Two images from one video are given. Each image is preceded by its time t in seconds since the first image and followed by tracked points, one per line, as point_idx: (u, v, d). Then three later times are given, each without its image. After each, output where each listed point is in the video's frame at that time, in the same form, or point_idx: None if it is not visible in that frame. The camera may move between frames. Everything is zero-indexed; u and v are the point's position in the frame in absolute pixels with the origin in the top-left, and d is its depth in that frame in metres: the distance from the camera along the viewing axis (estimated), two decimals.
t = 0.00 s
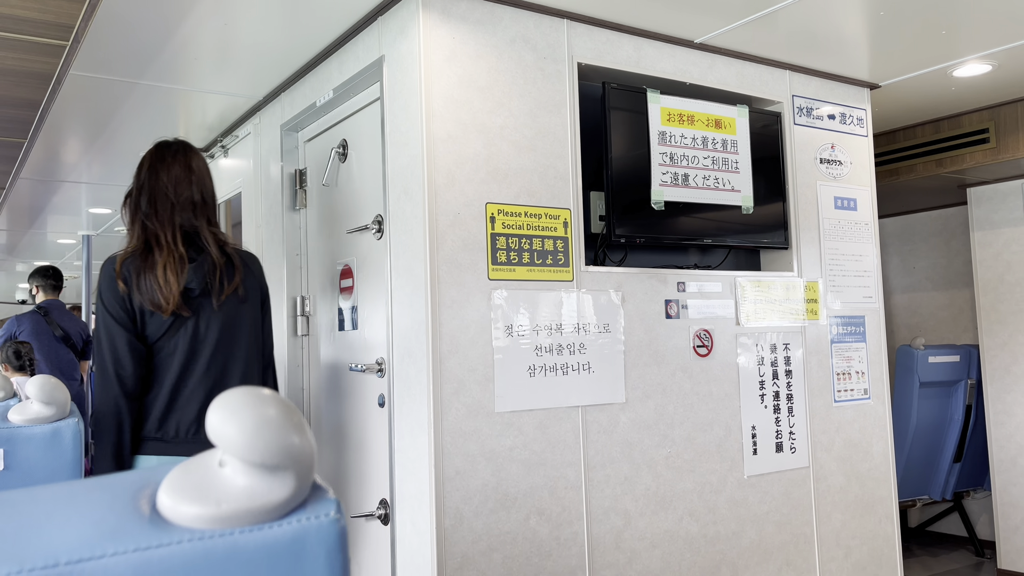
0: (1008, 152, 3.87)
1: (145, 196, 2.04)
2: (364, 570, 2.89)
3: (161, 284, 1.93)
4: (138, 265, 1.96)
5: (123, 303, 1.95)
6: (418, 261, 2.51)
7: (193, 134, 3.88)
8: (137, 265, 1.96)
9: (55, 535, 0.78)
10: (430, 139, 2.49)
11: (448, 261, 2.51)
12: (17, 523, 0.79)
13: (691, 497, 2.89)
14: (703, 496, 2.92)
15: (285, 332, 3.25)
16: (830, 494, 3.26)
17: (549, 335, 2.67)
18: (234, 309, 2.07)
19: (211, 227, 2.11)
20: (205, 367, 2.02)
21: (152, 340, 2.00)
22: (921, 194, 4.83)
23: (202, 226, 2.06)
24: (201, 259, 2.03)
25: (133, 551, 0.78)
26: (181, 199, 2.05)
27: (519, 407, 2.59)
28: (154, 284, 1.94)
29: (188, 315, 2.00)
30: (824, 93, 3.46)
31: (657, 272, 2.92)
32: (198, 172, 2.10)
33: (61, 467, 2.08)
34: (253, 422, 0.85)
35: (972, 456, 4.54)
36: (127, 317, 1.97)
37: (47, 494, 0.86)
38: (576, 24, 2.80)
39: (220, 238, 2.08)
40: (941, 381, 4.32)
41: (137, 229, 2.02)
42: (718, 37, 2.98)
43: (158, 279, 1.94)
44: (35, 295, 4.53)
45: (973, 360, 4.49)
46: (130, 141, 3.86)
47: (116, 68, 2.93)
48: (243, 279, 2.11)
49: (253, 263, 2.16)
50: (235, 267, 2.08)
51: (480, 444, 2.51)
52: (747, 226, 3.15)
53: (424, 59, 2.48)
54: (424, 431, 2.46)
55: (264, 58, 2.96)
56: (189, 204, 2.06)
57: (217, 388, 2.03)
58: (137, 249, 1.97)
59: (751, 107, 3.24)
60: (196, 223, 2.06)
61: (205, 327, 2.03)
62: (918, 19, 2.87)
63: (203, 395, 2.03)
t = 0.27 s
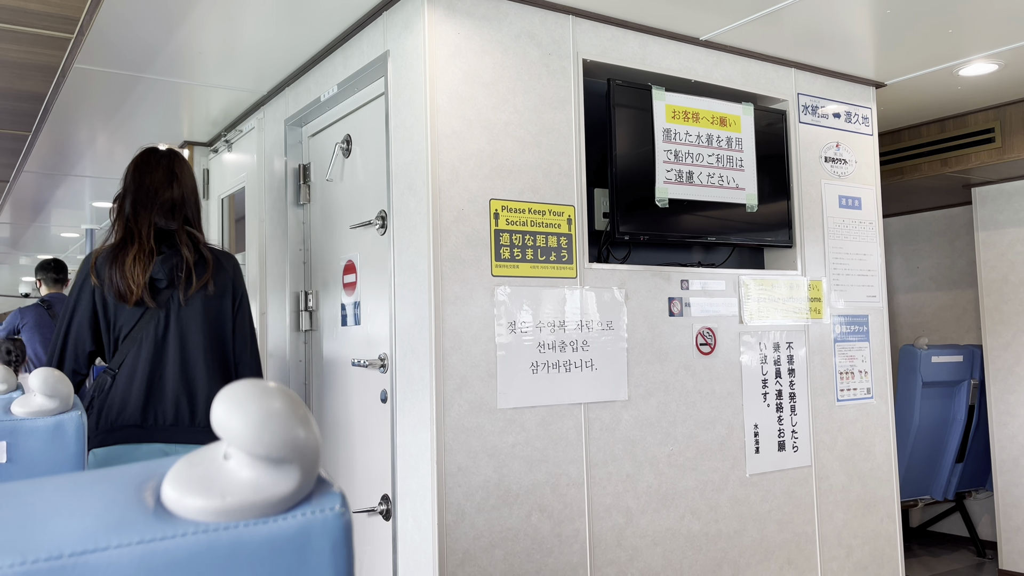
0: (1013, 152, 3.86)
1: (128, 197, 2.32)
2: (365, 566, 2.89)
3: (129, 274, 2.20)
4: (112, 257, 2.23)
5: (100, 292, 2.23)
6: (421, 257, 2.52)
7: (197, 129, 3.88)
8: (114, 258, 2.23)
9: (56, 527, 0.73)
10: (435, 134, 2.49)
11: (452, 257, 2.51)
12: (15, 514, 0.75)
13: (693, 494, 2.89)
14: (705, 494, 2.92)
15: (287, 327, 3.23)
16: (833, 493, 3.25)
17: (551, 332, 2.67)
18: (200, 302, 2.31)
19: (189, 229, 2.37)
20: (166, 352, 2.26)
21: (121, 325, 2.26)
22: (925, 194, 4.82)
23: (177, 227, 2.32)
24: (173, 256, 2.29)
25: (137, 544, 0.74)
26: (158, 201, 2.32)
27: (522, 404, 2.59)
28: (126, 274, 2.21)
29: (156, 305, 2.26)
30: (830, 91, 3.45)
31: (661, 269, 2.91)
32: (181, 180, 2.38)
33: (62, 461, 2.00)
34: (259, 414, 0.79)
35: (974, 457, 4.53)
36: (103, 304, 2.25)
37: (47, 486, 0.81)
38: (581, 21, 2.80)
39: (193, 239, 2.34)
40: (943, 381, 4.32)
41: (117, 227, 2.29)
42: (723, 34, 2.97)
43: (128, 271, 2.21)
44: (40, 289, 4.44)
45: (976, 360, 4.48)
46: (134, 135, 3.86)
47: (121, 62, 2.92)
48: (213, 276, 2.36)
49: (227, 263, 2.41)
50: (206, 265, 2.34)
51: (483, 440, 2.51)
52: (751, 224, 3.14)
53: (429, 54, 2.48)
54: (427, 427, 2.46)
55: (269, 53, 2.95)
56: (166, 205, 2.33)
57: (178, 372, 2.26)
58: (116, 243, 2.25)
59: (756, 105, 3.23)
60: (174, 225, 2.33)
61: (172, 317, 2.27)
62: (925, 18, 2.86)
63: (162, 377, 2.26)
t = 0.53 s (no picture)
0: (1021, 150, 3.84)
1: (136, 200, 2.32)
2: (368, 559, 2.90)
3: (137, 278, 2.24)
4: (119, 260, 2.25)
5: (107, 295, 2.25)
6: (426, 252, 2.52)
7: (203, 122, 3.88)
8: (121, 262, 2.25)
9: (53, 517, 0.74)
10: (440, 129, 2.50)
11: (456, 252, 2.52)
12: (12, 502, 0.75)
13: (696, 491, 2.89)
14: (708, 491, 2.91)
15: (291, 320, 3.26)
16: (836, 491, 3.25)
17: (555, 328, 2.67)
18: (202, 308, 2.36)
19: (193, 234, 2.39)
20: (169, 355, 2.31)
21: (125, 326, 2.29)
22: (933, 192, 4.80)
23: (183, 232, 2.34)
24: (178, 261, 2.32)
25: (134, 535, 0.75)
26: (165, 206, 2.34)
27: (525, 399, 2.60)
28: (133, 279, 2.25)
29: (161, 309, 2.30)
30: (837, 88, 3.44)
31: (666, 266, 2.90)
32: (186, 184, 2.39)
33: (65, 452, 1.96)
34: (257, 407, 0.79)
35: (979, 456, 4.51)
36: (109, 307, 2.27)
37: (45, 474, 0.82)
38: (588, 15, 2.79)
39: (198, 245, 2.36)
40: (949, 380, 4.31)
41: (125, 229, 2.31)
42: (731, 29, 2.96)
43: (135, 276, 2.24)
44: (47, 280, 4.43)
45: (982, 359, 4.46)
46: (140, 128, 3.86)
47: (127, 55, 2.92)
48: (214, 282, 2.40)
49: (228, 268, 2.45)
50: (209, 271, 2.37)
51: (486, 435, 2.51)
52: (757, 221, 3.13)
53: (435, 48, 2.49)
54: (430, 421, 2.46)
55: (275, 46, 2.95)
56: (173, 211, 2.35)
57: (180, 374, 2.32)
58: (124, 247, 2.27)
59: (763, 101, 3.21)
60: (179, 230, 2.34)
61: (175, 322, 2.32)
62: (933, 14, 2.84)
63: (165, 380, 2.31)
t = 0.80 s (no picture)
0: None
1: (160, 201, 2.42)
2: (378, 554, 2.91)
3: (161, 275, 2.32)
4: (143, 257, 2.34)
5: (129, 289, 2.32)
6: (437, 248, 2.53)
7: (216, 117, 3.89)
8: (144, 258, 2.34)
9: (67, 508, 0.72)
10: (452, 125, 2.50)
11: (468, 248, 2.53)
12: (27, 493, 0.74)
13: (706, 489, 2.88)
14: (718, 489, 2.91)
15: (303, 315, 3.26)
16: (848, 491, 3.23)
17: (566, 325, 2.67)
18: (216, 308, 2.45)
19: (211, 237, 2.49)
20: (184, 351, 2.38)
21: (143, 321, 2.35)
22: (947, 191, 4.76)
23: (203, 234, 2.45)
24: (197, 261, 2.42)
25: (145, 528, 0.72)
26: (188, 208, 2.44)
27: (535, 395, 2.60)
28: (155, 275, 2.33)
29: (178, 306, 2.37)
30: (852, 85, 3.41)
31: (678, 263, 2.89)
32: (206, 189, 2.50)
33: (78, 445, 1.95)
34: (269, 400, 0.77)
35: (992, 457, 4.48)
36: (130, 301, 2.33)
37: (56, 467, 0.80)
38: (601, 12, 2.78)
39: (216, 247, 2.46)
40: (962, 380, 4.28)
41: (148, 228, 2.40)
42: (745, 26, 2.94)
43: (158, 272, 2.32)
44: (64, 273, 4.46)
45: (995, 360, 4.43)
46: (153, 122, 3.88)
47: (141, 49, 2.93)
48: (229, 282, 2.49)
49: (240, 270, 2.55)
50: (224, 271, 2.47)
51: (496, 431, 2.52)
52: (770, 218, 3.11)
53: (448, 44, 2.49)
54: (440, 417, 2.47)
55: (288, 42, 2.96)
56: (195, 213, 2.45)
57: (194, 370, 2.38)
58: (147, 244, 2.36)
59: (777, 99, 3.19)
60: (198, 233, 2.45)
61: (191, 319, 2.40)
62: (950, 11, 2.82)
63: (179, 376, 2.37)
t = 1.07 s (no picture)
0: None
1: (174, 205, 2.49)
2: (394, 548, 2.93)
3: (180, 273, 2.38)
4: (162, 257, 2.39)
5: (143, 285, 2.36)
6: (455, 244, 2.53)
7: (236, 112, 3.92)
8: (162, 258, 2.39)
9: (89, 498, 0.76)
10: (471, 120, 2.51)
11: (485, 244, 2.53)
12: (48, 484, 0.78)
13: (723, 488, 2.87)
14: (735, 488, 2.89)
15: (321, 310, 3.27)
16: (866, 491, 3.20)
17: (583, 321, 2.67)
18: (228, 305, 2.48)
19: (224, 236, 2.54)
20: (195, 346, 2.41)
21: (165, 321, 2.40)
22: (971, 188, 4.70)
23: (217, 233, 2.50)
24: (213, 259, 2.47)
25: (163, 518, 0.76)
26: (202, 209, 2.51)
27: (552, 392, 2.60)
28: (174, 274, 2.38)
29: (191, 303, 2.42)
30: (874, 81, 3.37)
31: (696, 260, 2.88)
32: (220, 191, 2.57)
33: (99, 436, 1.96)
34: (285, 393, 0.82)
35: (1014, 459, 4.42)
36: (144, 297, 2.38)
37: (75, 461, 0.84)
38: (621, 7, 2.77)
39: (228, 246, 2.51)
40: (984, 380, 4.22)
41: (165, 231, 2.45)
42: (765, 22, 2.91)
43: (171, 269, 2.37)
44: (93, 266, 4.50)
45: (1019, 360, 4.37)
46: (175, 117, 3.91)
47: (164, 45, 2.95)
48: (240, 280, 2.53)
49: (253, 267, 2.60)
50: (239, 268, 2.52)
51: (512, 427, 2.52)
52: (789, 216, 3.09)
53: (467, 39, 2.49)
54: (457, 412, 2.48)
55: (308, 37, 2.97)
56: (209, 214, 2.51)
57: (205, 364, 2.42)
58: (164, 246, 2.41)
59: (797, 95, 3.16)
60: (212, 232, 2.50)
61: (204, 315, 2.43)
62: (975, 7, 2.78)
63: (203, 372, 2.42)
